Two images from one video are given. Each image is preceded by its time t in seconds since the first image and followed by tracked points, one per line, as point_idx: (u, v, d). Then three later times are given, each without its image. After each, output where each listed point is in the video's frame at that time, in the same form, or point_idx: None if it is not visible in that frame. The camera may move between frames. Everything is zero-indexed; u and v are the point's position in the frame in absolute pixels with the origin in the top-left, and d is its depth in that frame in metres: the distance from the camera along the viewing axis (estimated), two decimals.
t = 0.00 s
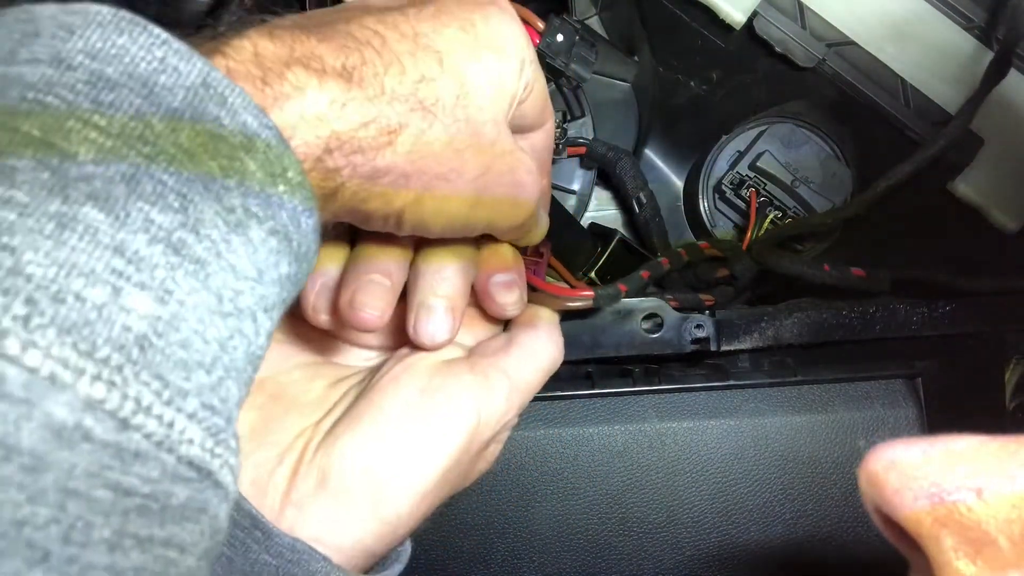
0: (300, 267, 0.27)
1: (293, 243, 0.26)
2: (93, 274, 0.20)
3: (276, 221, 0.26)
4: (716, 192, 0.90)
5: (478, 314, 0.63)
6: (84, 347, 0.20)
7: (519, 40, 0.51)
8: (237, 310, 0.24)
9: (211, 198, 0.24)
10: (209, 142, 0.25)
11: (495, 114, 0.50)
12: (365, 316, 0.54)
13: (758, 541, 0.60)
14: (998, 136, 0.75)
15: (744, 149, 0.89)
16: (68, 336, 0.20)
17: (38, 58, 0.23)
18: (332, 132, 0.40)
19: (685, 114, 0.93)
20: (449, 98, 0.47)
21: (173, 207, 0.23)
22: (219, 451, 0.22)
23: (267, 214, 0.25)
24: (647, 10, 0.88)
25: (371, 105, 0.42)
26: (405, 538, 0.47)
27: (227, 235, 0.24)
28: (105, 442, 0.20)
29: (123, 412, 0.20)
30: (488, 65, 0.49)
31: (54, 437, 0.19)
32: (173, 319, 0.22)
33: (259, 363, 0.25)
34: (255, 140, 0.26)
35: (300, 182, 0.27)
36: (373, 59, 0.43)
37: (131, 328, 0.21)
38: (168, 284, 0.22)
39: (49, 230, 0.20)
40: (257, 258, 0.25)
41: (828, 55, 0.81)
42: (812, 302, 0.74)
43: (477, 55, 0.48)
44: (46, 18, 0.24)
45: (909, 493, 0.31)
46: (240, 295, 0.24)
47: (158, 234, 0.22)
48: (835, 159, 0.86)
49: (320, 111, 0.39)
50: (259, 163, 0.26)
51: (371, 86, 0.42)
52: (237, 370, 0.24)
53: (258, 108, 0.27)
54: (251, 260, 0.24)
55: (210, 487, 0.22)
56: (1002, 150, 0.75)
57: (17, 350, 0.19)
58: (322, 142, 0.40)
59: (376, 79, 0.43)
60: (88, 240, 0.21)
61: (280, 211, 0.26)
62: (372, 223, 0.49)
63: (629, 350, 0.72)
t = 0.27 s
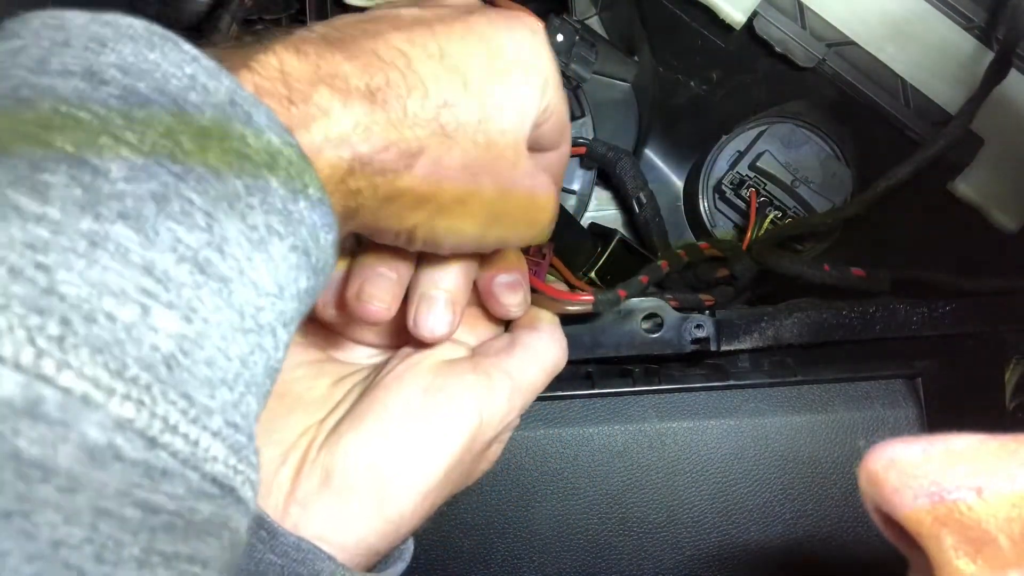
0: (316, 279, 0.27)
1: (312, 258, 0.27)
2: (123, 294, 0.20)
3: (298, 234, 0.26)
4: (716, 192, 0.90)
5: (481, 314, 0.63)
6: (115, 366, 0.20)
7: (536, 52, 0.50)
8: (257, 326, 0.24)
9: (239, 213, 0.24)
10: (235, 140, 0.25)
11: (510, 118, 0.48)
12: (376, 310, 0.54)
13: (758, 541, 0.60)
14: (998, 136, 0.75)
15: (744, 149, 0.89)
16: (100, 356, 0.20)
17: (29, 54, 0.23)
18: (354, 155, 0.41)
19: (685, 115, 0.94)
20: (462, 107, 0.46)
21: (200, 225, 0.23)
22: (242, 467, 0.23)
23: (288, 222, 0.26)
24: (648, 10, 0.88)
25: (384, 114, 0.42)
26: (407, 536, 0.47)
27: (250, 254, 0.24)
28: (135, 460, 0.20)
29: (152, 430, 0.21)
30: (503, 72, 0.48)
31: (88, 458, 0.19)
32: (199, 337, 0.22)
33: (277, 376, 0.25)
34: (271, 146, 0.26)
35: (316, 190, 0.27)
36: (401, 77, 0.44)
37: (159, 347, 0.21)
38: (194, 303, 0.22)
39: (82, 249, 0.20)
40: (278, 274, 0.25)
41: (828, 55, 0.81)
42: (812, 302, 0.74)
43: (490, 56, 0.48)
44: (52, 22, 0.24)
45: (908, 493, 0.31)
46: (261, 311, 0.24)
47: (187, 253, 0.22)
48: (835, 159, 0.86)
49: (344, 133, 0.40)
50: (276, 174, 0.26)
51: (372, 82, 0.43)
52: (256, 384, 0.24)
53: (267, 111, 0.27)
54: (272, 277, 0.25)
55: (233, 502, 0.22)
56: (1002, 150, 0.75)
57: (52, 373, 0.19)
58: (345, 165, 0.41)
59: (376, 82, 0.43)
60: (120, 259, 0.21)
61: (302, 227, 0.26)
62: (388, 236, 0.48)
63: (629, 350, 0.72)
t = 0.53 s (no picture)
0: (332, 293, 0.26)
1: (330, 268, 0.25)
2: (144, 313, 0.20)
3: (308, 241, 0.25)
4: (716, 192, 0.90)
5: (481, 316, 0.63)
6: (147, 389, 0.20)
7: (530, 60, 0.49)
8: (277, 343, 0.23)
9: (262, 226, 0.23)
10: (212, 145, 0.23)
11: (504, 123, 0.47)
12: (372, 315, 0.55)
13: (758, 541, 0.60)
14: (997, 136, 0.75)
15: (744, 149, 0.89)
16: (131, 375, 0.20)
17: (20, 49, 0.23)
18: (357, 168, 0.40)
19: (685, 115, 0.94)
20: (455, 115, 0.44)
21: (221, 244, 0.22)
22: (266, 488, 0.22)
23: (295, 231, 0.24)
24: (648, 10, 0.88)
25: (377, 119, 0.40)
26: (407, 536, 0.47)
27: (266, 271, 0.23)
28: (168, 482, 0.20)
29: (180, 449, 0.20)
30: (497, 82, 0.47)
31: (126, 479, 0.19)
32: (220, 356, 0.22)
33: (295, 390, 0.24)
34: (269, 148, 0.24)
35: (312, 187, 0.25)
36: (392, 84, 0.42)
37: (186, 367, 0.21)
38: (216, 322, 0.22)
39: (112, 267, 0.20)
40: (294, 291, 0.24)
41: (828, 55, 0.81)
42: (812, 302, 0.74)
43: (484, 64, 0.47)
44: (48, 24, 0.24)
45: (908, 493, 0.31)
46: (276, 326, 0.23)
47: (210, 273, 0.22)
48: (835, 159, 0.86)
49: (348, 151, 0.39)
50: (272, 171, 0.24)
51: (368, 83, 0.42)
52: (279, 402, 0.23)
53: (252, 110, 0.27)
54: (288, 294, 0.23)
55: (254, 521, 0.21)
56: (1002, 150, 0.75)
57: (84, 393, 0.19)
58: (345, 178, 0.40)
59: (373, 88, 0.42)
60: (150, 280, 0.20)
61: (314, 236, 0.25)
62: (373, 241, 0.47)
63: (629, 350, 0.72)
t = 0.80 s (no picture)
0: (285, 265, 0.27)
1: (275, 244, 0.27)
2: (75, 277, 0.20)
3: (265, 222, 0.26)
4: (716, 192, 0.90)
5: (481, 316, 0.63)
6: (69, 351, 0.20)
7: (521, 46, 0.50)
8: (221, 310, 0.24)
9: (197, 198, 0.24)
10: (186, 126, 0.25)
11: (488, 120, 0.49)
12: (377, 314, 0.54)
13: (758, 542, 0.60)
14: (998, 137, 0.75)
15: (744, 149, 0.89)
16: (51, 340, 0.19)
17: (21, 44, 0.23)
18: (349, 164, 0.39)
19: (685, 115, 0.94)
20: (441, 102, 0.46)
21: (156, 207, 0.23)
22: (208, 458, 0.22)
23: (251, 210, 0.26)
24: (648, 10, 0.88)
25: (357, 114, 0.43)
26: (407, 538, 0.48)
27: (210, 235, 0.24)
28: (90, 450, 0.20)
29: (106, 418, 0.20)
30: (481, 61, 0.48)
31: (37, 446, 0.19)
32: (157, 321, 0.22)
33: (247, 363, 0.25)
34: (240, 136, 0.27)
35: (285, 177, 0.28)
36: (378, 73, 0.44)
37: (114, 331, 0.21)
38: (151, 286, 0.22)
39: (31, 231, 0.20)
40: (242, 257, 0.25)
41: (828, 55, 0.81)
42: (812, 302, 0.74)
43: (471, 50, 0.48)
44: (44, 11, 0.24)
45: (908, 491, 0.31)
46: (226, 295, 0.24)
47: (144, 235, 0.22)
48: (835, 159, 0.86)
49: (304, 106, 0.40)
50: (243, 160, 0.26)
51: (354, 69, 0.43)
52: (223, 372, 0.24)
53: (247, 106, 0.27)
54: (234, 259, 0.25)
55: (197, 493, 0.21)
56: (1002, 150, 0.75)
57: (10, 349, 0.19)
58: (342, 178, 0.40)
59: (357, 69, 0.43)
60: (67, 241, 0.20)
61: (264, 210, 0.26)
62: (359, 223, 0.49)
63: (629, 349, 0.72)
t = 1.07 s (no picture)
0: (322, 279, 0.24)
1: (318, 257, 0.23)
2: (115, 300, 0.18)
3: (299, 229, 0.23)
4: (716, 192, 0.90)
5: (480, 316, 0.63)
6: (107, 387, 0.18)
7: (539, 54, 0.51)
8: (257, 332, 0.21)
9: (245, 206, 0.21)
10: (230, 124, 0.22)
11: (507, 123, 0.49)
12: (376, 313, 0.54)
13: (758, 542, 0.60)
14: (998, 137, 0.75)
15: (744, 149, 0.89)
16: (92, 370, 0.17)
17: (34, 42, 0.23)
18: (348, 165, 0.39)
19: (684, 115, 0.94)
20: (467, 105, 0.46)
21: (196, 219, 0.20)
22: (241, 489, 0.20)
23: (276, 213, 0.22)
24: (648, 10, 0.88)
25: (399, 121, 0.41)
26: (407, 537, 0.47)
27: (249, 248, 0.21)
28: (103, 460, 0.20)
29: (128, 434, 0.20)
30: (500, 68, 0.49)
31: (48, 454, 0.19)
32: (196, 350, 0.20)
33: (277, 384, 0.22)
34: (278, 134, 0.23)
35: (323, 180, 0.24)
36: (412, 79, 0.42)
37: (154, 361, 0.19)
38: (192, 311, 0.20)
39: (71, 249, 0.18)
40: (279, 274, 0.22)
41: (828, 55, 0.81)
42: (813, 302, 0.74)
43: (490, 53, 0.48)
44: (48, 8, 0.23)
45: (908, 491, 0.31)
46: (260, 314, 0.21)
47: (187, 256, 0.20)
48: (835, 159, 0.86)
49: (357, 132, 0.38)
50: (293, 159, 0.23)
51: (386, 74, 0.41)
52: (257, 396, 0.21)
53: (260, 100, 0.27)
54: (273, 276, 0.22)
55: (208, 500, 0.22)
56: (1002, 150, 0.75)
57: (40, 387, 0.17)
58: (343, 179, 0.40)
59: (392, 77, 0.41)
60: (112, 265, 0.18)
61: (304, 217, 0.23)
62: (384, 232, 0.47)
63: (628, 349, 0.72)
